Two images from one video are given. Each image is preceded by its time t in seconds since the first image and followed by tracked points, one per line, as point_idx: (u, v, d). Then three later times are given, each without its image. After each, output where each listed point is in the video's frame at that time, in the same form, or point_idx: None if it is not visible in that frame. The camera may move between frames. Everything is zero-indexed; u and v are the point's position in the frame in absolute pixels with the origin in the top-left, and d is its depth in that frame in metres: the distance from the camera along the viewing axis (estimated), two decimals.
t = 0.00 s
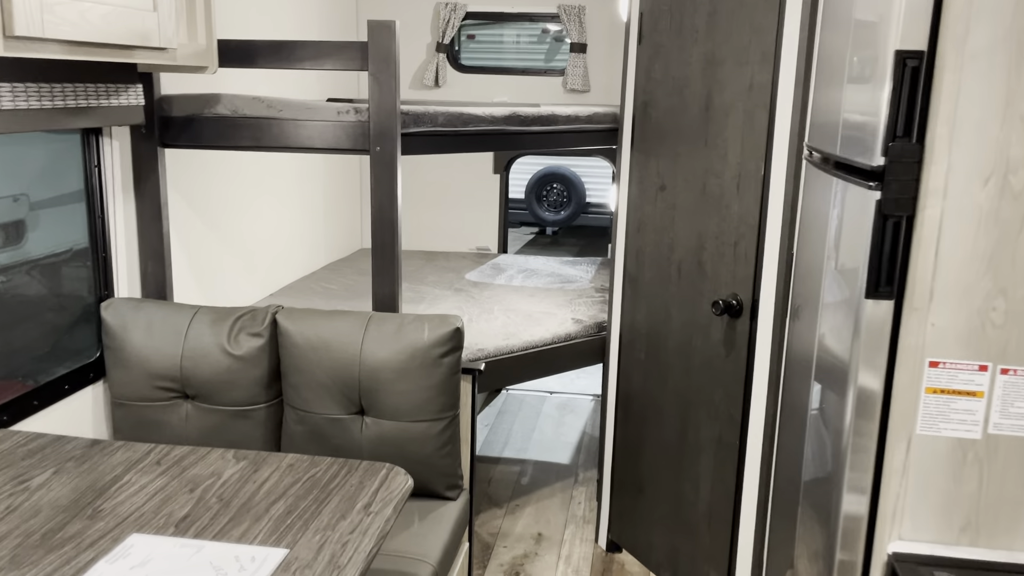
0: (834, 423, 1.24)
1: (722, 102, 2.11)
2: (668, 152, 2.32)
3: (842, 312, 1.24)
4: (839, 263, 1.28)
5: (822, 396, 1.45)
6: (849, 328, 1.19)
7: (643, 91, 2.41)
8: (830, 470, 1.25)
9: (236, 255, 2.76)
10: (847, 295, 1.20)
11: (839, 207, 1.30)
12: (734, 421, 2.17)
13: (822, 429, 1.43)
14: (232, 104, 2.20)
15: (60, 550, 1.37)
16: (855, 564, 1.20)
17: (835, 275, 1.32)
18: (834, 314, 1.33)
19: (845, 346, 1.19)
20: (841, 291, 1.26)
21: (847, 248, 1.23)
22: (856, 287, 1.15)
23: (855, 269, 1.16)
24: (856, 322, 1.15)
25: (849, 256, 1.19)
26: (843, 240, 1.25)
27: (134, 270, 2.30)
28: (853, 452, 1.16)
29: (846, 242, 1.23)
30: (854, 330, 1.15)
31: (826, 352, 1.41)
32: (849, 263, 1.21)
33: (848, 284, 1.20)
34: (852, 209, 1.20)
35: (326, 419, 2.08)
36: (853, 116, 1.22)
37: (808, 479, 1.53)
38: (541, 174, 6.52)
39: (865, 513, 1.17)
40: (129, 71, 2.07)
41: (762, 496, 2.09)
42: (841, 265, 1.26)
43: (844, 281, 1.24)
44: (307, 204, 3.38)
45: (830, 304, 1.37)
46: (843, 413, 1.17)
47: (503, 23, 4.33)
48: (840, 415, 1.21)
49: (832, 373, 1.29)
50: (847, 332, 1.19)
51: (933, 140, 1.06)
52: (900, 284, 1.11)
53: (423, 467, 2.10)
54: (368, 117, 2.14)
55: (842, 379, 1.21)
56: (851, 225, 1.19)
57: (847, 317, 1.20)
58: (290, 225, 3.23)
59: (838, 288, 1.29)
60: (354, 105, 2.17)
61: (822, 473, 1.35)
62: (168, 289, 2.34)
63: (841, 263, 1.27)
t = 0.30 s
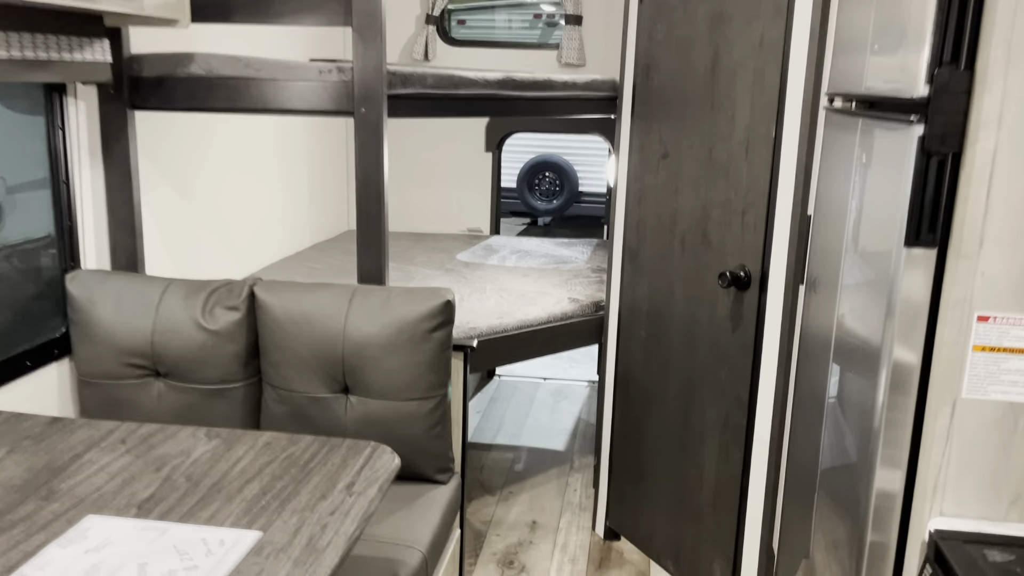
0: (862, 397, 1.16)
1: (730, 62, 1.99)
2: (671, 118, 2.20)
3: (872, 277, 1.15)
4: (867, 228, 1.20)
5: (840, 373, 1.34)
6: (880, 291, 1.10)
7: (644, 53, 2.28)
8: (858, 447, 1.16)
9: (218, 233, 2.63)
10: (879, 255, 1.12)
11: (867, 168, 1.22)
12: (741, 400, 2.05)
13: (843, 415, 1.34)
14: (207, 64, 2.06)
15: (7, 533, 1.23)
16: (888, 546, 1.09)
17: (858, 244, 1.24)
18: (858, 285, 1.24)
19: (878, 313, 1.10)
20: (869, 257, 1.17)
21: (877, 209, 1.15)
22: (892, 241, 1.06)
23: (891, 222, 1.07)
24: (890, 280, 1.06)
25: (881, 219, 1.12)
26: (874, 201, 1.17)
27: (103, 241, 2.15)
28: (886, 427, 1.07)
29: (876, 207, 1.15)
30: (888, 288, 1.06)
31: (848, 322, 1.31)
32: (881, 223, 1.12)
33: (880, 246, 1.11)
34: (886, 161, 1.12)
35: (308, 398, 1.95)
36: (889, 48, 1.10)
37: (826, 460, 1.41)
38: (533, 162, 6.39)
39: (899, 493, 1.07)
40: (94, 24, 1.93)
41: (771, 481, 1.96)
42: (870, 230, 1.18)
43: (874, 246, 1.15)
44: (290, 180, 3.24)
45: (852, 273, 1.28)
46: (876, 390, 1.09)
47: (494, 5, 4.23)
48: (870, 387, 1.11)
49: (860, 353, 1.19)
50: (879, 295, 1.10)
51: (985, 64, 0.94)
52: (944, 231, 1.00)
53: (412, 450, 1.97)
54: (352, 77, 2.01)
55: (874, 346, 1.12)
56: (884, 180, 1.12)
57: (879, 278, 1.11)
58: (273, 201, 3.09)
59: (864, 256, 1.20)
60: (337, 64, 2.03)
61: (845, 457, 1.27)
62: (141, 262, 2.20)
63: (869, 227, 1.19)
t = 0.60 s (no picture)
0: (882, 374, 1.04)
1: None
2: (666, 60, 2.05)
3: (892, 240, 1.03)
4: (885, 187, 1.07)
5: (852, 343, 1.22)
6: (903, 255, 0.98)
7: None
8: (877, 424, 1.05)
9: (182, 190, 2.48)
10: (902, 216, 0.99)
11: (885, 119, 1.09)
12: (739, 359, 1.91)
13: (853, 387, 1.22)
14: None
15: None
16: (919, 499, 0.96)
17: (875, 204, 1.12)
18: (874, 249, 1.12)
19: (903, 269, 0.98)
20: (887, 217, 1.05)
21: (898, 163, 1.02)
22: (920, 197, 0.93)
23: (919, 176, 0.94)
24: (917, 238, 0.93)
25: (904, 176, 0.99)
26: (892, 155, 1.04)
27: (49, 189, 1.99)
28: (914, 379, 0.94)
29: (896, 160, 1.03)
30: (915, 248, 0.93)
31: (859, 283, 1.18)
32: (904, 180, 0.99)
33: (903, 206, 0.99)
34: (909, 108, 0.99)
35: (271, 356, 1.79)
36: None
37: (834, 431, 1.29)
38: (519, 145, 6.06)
39: (932, 438, 0.94)
40: None
41: (773, 444, 1.83)
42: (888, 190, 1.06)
43: (893, 208, 1.03)
44: (260, 141, 3.09)
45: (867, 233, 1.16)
46: (902, 347, 0.96)
47: None
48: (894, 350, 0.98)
49: (877, 319, 1.06)
50: (903, 257, 0.98)
51: None
52: (990, 125, 0.87)
53: (385, 412, 1.82)
54: (319, 8, 1.84)
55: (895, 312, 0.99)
56: (908, 131, 0.99)
57: (902, 239, 0.99)
58: (242, 162, 2.93)
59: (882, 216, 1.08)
60: None
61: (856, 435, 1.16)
62: (92, 212, 2.04)
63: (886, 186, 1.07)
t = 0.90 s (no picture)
0: (890, 330, 0.89)
1: None
2: None
3: (906, 177, 0.88)
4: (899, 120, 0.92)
5: (856, 306, 1.07)
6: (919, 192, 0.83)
7: None
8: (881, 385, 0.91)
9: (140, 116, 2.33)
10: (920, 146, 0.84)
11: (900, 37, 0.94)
12: (731, 287, 1.78)
13: (854, 340, 1.07)
14: None
15: None
16: (944, 392, 0.78)
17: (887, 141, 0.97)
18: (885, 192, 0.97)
19: (924, 186, 0.82)
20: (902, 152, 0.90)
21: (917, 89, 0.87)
22: (942, 119, 0.78)
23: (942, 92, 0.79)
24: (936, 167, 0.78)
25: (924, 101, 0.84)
26: (911, 76, 0.89)
27: None
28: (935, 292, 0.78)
29: (914, 83, 0.88)
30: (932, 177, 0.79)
31: (869, 229, 1.03)
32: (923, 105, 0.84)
33: (921, 135, 0.84)
34: (930, 17, 0.84)
35: (225, 277, 1.64)
36: None
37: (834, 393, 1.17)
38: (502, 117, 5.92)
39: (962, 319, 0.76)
40: None
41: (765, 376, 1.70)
42: (904, 121, 0.90)
43: (909, 140, 0.88)
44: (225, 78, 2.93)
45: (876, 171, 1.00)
46: (920, 272, 0.80)
47: None
48: (911, 282, 0.82)
49: (892, 259, 0.90)
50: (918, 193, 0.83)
51: None
52: None
53: (350, 339, 1.67)
54: None
55: (907, 256, 0.85)
56: (928, 44, 0.84)
57: (917, 172, 0.84)
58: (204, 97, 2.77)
59: (894, 154, 0.93)
60: None
61: (859, 393, 1.03)
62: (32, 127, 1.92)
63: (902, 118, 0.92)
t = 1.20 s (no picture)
0: (882, 269, 0.93)
1: None
2: None
3: (892, 132, 0.94)
4: (881, 85, 0.98)
5: (843, 254, 1.08)
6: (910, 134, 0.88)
7: None
8: (874, 338, 0.94)
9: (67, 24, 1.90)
10: (908, 101, 0.90)
11: None
12: (716, 212, 1.69)
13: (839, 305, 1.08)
14: None
15: None
16: (951, 259, 0.82)
17: (868, 112, 1.02)
18: (864, 159, 1.02)
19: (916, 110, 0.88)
20: (886, 114, 0.96)
21: (900, 52, 0.93)
22: (932, 61, 0.84)
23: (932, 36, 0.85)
24: (928, 107, 0.85)
25: (907, 58, 0.91)
26: (890, 48, 0.96)
27: None
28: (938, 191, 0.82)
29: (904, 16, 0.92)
30: (928, 111, 0.84)
31: (847, 194, 1.08)
32: (908, 60, 0.91)
33: (909, 88, 0.90)
34: None
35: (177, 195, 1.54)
36: None
37: (821, 350, 1.14)
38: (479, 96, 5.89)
39: (971, 173, 0.79)
40: None
41: (751, 305, 1.62)
42: (886, 86, 0.97)
43: (893, 100, 0.94)
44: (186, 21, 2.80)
45: (855, 142, 1.06)
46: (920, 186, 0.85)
47: None
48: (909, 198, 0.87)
49: (885, 189, 0.94)
50: (909, 137, 0.89)
51: None
52: None
53: (312, 264, 1.57)
54: None
55: (898, 197, 0.90)
56: None
57: (907, 120, 0.90)
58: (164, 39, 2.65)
59: (885, 92, 0.97)
60: None
61: (846, 350, 1.03)
62: None
63: (884, 82, 0.97)
